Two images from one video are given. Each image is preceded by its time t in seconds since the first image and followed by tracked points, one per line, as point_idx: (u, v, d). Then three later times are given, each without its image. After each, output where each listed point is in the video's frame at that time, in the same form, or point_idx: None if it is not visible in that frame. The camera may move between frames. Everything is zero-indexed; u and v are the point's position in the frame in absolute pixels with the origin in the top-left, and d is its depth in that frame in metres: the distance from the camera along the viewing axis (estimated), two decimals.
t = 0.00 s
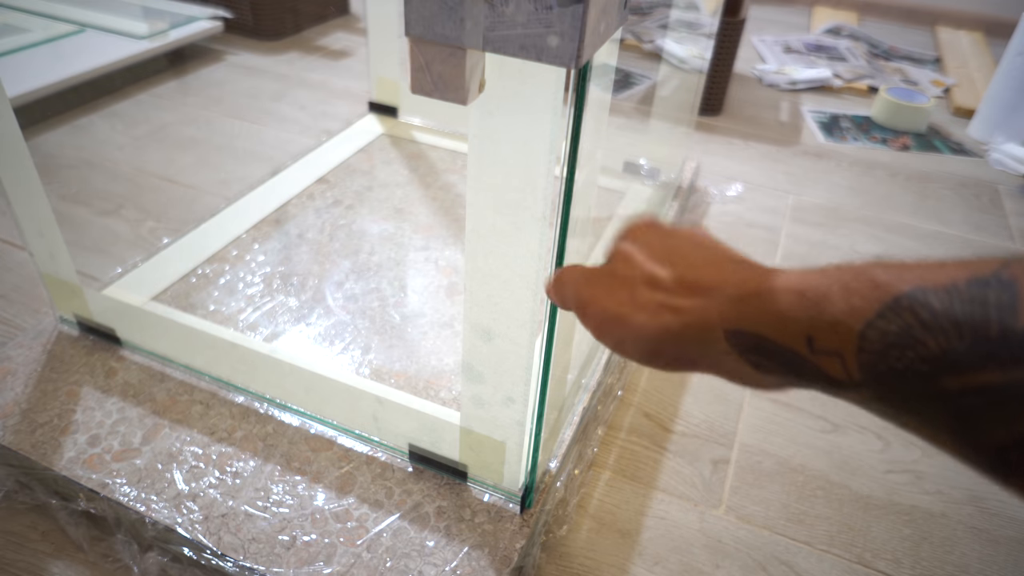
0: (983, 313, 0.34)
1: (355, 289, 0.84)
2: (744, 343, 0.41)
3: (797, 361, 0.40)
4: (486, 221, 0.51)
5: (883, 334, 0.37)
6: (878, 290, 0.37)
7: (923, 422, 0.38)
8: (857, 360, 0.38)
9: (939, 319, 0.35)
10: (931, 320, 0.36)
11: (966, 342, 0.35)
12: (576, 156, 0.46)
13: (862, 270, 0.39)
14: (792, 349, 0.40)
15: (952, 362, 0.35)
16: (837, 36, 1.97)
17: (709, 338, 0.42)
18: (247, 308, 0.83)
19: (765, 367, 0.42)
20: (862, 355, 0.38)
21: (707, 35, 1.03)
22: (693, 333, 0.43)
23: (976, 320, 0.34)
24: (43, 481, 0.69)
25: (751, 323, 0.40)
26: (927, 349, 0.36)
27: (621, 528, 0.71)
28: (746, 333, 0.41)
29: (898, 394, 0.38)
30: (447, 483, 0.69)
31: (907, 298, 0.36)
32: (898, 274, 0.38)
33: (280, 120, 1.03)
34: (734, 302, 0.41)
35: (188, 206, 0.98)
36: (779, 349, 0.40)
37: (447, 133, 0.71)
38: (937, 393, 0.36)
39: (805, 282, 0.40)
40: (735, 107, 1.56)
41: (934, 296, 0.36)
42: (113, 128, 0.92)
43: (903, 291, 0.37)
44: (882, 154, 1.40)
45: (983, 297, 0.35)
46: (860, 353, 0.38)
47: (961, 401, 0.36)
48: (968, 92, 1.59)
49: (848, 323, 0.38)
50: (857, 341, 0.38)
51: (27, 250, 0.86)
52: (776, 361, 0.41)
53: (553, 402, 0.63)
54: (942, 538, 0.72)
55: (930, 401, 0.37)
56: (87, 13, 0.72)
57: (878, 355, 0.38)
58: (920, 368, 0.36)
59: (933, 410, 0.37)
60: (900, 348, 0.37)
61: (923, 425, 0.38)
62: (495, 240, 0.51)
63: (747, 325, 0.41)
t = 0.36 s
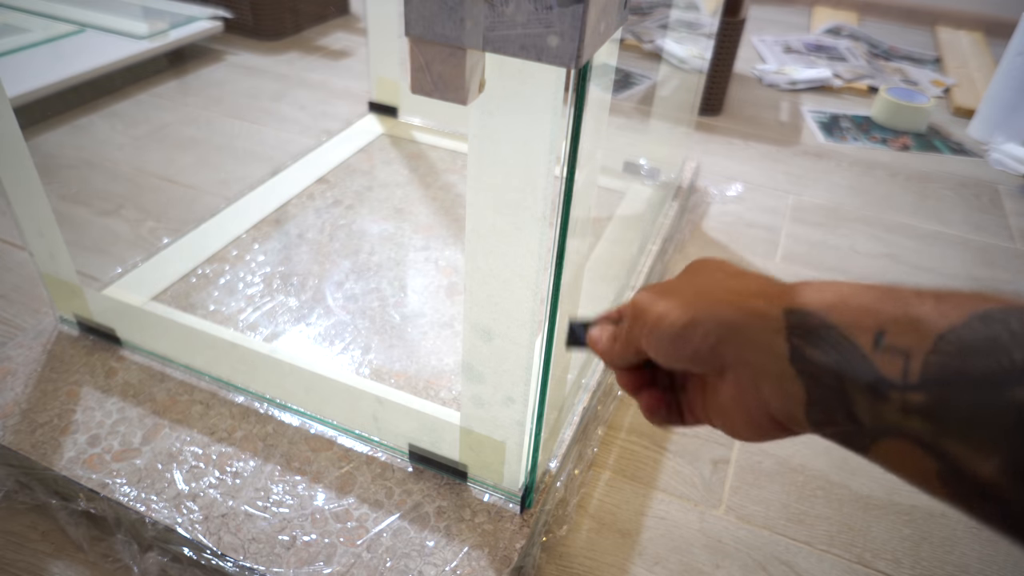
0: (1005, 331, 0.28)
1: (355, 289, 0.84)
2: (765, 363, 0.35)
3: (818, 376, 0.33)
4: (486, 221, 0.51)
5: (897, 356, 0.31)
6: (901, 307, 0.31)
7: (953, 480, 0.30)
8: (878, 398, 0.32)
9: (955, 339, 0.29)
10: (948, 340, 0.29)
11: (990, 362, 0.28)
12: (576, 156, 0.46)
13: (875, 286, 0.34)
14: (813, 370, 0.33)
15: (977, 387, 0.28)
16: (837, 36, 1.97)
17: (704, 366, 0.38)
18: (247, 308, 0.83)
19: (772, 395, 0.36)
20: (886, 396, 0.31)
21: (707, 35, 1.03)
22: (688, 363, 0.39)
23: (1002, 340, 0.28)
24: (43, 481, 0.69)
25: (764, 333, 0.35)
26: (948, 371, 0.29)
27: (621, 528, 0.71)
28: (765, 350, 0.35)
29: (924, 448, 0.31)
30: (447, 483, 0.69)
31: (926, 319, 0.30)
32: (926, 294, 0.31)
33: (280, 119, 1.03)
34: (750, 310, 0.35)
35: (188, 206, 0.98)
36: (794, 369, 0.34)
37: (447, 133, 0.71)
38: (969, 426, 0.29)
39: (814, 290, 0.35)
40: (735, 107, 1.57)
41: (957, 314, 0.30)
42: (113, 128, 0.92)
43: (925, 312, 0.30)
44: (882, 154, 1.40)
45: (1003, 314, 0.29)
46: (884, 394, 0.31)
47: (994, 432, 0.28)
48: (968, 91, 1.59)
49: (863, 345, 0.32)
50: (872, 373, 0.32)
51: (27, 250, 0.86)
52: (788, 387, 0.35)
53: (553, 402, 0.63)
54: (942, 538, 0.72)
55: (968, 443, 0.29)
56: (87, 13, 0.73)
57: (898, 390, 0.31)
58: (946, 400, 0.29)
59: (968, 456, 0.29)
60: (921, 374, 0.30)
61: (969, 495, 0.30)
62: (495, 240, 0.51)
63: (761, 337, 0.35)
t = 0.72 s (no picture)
0: (1000, 293, 0.36)
1: (355, 289, 0.84)
2: (764, 323, 0.43)
3: (817, 334, 0.41)
4: (486, 221, 0.51)
5: (893, 314, 0.38)
6: (904, 274, 0.39)
7: (946, 437, 0.36)
8: (874, 358, 0.39)
9: (953, 303, 0.37)
10: (942, 305, 0.37)
11: (984, 320, 0.35)
12: (576, 156, 0.46)
13: (868, 253, 0.42)
14: (810, 328, 0.41)
15: (972, 346, 0.35)
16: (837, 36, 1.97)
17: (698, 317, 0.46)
18: (247, 308, 0.83)
19: (774, 356, 0.43)
20: (883, 355, 0.38)
21: (707, 35, 1.03)
22: (686, 310, 0.47)
23: (995, 302, 0.35)
24: (43, 481, 0.69)
25: (770, 294, 0.43)
26: (944, 331, 0.36)
27: (621, 528, 0.71)
28: (768, 313, 0.43)
29: (907, 404, 0.38)
30: (447, 483, 0.69)
31: (926, 285, 0.38)
32: (926, 265, 0.39)
33: (280, 119, 1.01)
34: (759, 269, 0.44)
35: (188, 206, 0.98)
36: (793, 327, 0.42)
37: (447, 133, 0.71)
38: (959, 385, 0.35)
39: (803, 250, 0.44)
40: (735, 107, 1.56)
41: (953, 282, 0.37)
42: (113, 128, 0.90)
43: (927, 278, 0.38)
44: (882, 154, 1.40)
45: (995, 282, 0.36)
46: (881, 352, 0.38)
47: (980, 389, 0.34)
48: (968, 92, 1.59)
49: (864, 305, 0.40)
50: (872, 332, 0.39)
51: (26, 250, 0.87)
52: (790, 349, 0.42)
53: (553, 402, 0.63)
54: (942, 538, 0.72)
55: (956, 402, 0.35)
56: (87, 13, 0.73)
57: (895, 348, 0.38)
58: (939, 357, 0.36)
59: (956, 415, 0.35)
60: (915, 332, 0.37)
61: (947, 450, 0.36)
62: (495, 240, 0.51)
63: (768, 299, 0.43)
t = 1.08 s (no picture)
0: (974, 286, 0.34)
1: (355, 289, 0.84)
2: (742, 315, 0.42)
3: (793, 326, 0.40)
4: (486, 221, 0.51)
5: (870, 308, 0.38)
6: (883, 270, 0.38)
7: (917, 428, 0.35)
8: (849, 351, 0.38)
9: (927, 296, 0.35)
10: (917, 299, 0.36)
11: (956, 311, 0.34)
12: (576, 156, 0.46)
13: (850, 249, 0.41)
14: (788, 320, 0.41)
15: (943, 338, 0.34)
16: (837, 36, 1.97)
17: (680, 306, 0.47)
18: (247, 308, 0.83)
19: (749, 349, 0.42)
20: (857, 347, 0.37)
21: (707, 35, 1.03)
22: (669, 298, 0.47)
23: (968, 294, 0.34)
24: (43, 481, 0.69)
25: (751, 286, 0.42)
26: (916, 324, 0.35)
27: (621, 528, 0.71)
28: (746, 304, 0.42)
29: (881, 396, 0.37)
30: (447, 483, 0.69)
31: (903, 279, 0.37)
32: (905, 261, 0.38)
33: (280, 119, 1.02)
34: (743, 261, 0.43)
35: (188, 206, 0.98)
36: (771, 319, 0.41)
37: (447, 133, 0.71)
38: (930, 376, 0.34)
39: (791, 246, 0.43)
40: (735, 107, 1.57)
41: (928, 275, 0.36)
42: (113, 128, 0.91)
43: (905, 273, 0.37)
44: (882, 154, 1.40)
45: (971, 275, 0.35)
46: (855, 344, 0.37)
47: (950, 379, 0.33)
48: (968, 92, 1.59)
49: (842, 299, 0.39)
50: (847, 325, 0.38)
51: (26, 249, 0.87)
52: (766, 342, 0.42)
53: (553, 402, 0.63)
54: (942, 538, 0.72)
55: (927, 393, 0.34)
56: (87, 13, 0.73)
57: (869, 340, 0.37)
58: (911, 349, 0.35)
59: (927, 406, 0.34)
60: (889, 324, 0.36)
61: (918, 443, 0.35)
62: (495, 240, 0.51)
63: (749, 291, 0.42)
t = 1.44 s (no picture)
0: (977, 304, 0.35)
1: (355, 289, 0.84)
2: (742, 328, 0.42)
3: (793, 341, 0.40)
4: (486, 221, 0.51)
5: (872, 324, 0.38)
6: (886, 286, 0.38)
7: (919, 448, 0.35)
8: (850, 368, 0.38)
9: (932, 314, 0.36)
10: (920, 316, 0.36)
11: (961, 330, 0.34)
12: (576, 156, 0.46)
13: (850, 264, 0.41)
14: (789, 334, 0.40)
15: (948, 356, 0.34)
16: (837, 36, 1.97)
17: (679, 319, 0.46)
18: (247, 308, 0.83)
19: (748, 362, 0.42)
20: (859, 364, 0.37)
21: (707, 34, 1.03)
22: (667, 310, 0.46)
23: (972, 312, 0.35)
24: (43, 481, 0.69)
25: (753, 299, 0.42)
26: (921, 342, 0.35)
27: (621, 528, 0.71)
28: (747, 318, 0.42)
29: (882, 415, 0.37)
30: (447, 483, 0.69)
31: (905, 296, 0.37)
32: (908, 278, 0.38)
33: (280, 119, 1.01)
34: (743, 274, 0.43)
35: (188, 206, 0.98)
36: (771, 333, 0.41)
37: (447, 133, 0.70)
38: (934, 396, 0.34)
39: (792, 260, 0.43)
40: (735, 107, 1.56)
41: (932, 293, 0.36)
42: (113, 128, 0.90)
43: (908, 291, 0.37)
44: (882, 154, 1.40)
45: (974, 293, 0.35)
46: (858, 361, 0.37)
47: (954, 400, 0.33)
48: (968, 92, 1.59)
49: (844, 314, 0.39)
50: (849, 342, 0.38)
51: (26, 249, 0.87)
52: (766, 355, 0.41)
53: (553, 402, 0.63)
54: (942, 538, 0.72)
55: (931, 413, 0.34)
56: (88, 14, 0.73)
57: (872, 357, 0.37)
58: (915, 368, 0.35)
59: (930, 425, 0.34)
60: (892, 342, 0.36)
61: (920, 463, 0.35)
62: (495, 240, 0.51)
63: (751, 304, 0.42)
